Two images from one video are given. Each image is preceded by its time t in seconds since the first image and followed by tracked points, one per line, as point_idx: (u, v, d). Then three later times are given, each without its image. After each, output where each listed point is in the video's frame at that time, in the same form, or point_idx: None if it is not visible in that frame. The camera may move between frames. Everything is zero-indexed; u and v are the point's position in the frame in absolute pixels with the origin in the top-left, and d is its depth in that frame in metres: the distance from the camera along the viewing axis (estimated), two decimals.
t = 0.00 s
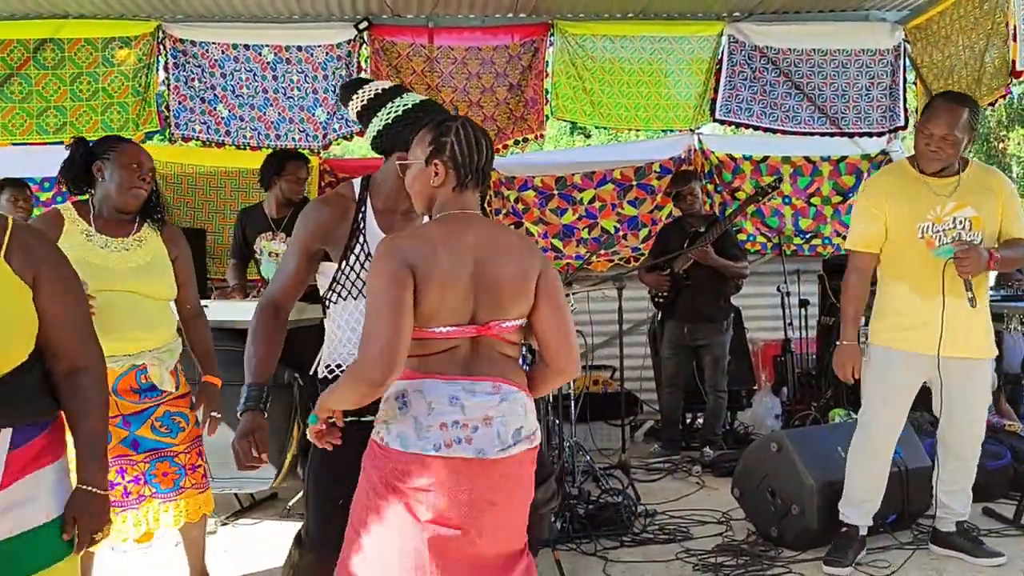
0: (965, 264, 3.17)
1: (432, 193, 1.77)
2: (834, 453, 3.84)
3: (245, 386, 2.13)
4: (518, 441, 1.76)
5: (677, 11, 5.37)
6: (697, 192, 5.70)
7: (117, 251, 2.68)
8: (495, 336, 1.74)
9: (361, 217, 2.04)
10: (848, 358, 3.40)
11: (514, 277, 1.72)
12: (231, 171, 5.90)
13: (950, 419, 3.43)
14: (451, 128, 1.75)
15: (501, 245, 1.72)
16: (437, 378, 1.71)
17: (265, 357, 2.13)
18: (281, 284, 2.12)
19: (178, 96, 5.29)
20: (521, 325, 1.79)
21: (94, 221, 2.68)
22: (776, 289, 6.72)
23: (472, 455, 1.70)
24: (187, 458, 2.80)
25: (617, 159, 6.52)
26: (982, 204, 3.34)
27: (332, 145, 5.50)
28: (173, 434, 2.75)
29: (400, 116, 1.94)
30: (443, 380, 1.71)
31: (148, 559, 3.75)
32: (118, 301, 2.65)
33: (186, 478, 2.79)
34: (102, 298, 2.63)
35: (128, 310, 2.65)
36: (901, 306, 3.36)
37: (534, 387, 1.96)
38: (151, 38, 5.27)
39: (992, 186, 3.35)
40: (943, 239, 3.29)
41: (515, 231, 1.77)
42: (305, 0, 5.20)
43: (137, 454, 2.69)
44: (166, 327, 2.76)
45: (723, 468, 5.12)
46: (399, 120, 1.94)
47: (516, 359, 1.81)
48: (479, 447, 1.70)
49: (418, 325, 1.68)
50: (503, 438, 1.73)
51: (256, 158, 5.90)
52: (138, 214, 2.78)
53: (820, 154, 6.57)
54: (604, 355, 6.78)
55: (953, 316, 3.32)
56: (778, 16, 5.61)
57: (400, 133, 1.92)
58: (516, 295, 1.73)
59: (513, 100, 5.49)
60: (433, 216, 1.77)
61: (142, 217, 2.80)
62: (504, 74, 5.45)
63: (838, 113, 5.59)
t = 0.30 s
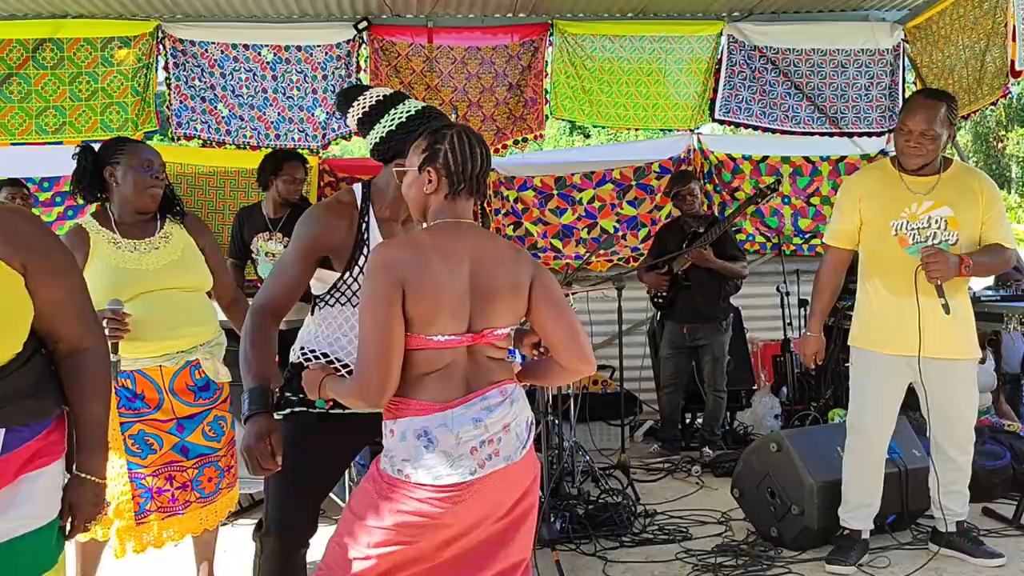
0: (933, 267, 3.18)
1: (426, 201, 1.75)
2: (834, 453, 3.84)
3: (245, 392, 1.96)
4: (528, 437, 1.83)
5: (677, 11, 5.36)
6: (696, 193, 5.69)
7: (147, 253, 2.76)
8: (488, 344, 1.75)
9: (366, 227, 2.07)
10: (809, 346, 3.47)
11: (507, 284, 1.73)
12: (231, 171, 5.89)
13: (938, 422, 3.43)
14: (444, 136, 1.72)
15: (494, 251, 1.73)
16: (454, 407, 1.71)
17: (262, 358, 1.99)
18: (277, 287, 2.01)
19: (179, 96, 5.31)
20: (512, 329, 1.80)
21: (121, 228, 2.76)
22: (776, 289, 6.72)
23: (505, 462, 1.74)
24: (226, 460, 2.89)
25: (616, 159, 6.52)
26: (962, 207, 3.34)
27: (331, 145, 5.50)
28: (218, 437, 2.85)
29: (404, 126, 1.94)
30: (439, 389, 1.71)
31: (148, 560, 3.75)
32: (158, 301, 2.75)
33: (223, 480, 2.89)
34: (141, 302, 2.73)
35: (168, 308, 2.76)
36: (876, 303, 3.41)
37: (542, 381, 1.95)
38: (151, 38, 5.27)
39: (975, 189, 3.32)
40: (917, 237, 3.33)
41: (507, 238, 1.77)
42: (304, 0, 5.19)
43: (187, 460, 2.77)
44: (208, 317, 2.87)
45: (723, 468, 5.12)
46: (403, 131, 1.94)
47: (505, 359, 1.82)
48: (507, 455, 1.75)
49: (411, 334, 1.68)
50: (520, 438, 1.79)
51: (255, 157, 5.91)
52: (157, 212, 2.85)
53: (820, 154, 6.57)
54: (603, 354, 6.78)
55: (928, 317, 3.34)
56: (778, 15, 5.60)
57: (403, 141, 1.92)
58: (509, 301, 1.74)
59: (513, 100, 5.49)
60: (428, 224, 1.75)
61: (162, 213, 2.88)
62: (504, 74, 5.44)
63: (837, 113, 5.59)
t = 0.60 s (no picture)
0: (925, 264, 3.19)
1: (430, 205, 1.76)
2: (833, 452, 3.84)
3: (246, 380, 2.05)
4: (484, 459, 1.72)
5: (677, 11, 5.36)
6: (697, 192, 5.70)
7: (145, 254, 2.76)
8: (484, 347, 1.73)
9: (364, 226, 2.07)
10: (827, 350, 3.34)
11: (509, 287, 1.71)
12: (231, 171, 5.89)
13: (930, 421, 3.46)
14: (444, 140, 1.74)
15: (496, 253, 1.71)
16: (406, 386, 1.72)
17: (262, 350, 2.05)
18: (276, 276, 2.05)
19: (179, 95, 5.33)
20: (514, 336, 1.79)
21: (120, 229, 2.78)
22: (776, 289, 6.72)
23: (435, 467, 1.69)
24: (229, 460, 2.87)
25: (616, 159, 6.52)
26: (946, 203, 3.38)
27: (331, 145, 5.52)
28: (218, 436, 2.84)
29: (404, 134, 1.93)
30: (428, 382, 1.72)
31: (148, 560, 3.75)
32: (154, 303, 2.75)
33: (227, 479, 2.86)
34: (136, 303, 2.73)
35: (164, 309, 2.76)
36: (863, 302, 3.39)
37: (531, 395, 1.98)
38: (150, 38, 5.26)
39: (952, 184, 3.40)
40: (907, 237, 3.34)
41: (512, 241, 1.76)
42: None
43: (183, 456, 2.78)
44: (208, 319, 2.85)
45: (723, 469, 5.12)
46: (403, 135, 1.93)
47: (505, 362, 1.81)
48: (440, 461, 1.69)
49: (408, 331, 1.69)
50: (468, 453, 1.71)
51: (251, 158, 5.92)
52: (159, 211, 2.85)
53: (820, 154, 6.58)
54: (603, 355, 6.78)
55: (912, 315, 3.35)
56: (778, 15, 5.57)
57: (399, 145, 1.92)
58: (509, 305, 1.72)
59: (512, 100, 5.49)
60: (430, 226, 1.76)
61: (165, 212, 2.88)
62: (504, 74, 5.44)
63: (837, 113, 5.61)
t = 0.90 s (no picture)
0: (960, 268, 3.18)
1: (432, 202, 1.76)
2: (834, 453, 3.84)
3: (244, 387, 2.11)
4: (533, 436, 1.83)
5: (677, 11, 5.36)
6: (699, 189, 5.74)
7: (122, 255, 2.68)
8: (486, 342, 1.73)
9: (366, 229, 2.09)
10: (846, 340, 3.20)
11: (507, 283, 1.72)
12: (231, 171, 5.88)
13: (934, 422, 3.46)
14: (448, 136, 1.74)
15: (496, 251, 1.72)
16: (460, 404, 1.72)
17: (259, 355, 2.12)
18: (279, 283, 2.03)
19: (179, 95, 5.32)
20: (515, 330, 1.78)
21: (103, 223, 2.70)
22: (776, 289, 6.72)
23: (510, 461, 1.75)
24: (189, 467, 2.77)
25: (616, 159, 6.52)
26: (963, 203, 3.38)
27: (332, 144, 5.51)
28: (178, 442, 2.74)
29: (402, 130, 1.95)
30: (432, 383, 1.72)
31: (148, 560, 3.75)
32: (120, 304, 2.66)
33: (186, 487, 2.75)
34: (101, 302, 2.64)
35: (130, 313, 2.66)
36: (882, 303, 3.39)
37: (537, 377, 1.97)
38: (151, 38, 5.26)
39: (969, 186, 3.40)
40: (927, 238, 3.33)
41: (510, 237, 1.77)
42: None
43: (139, 460, 2.67)
44: (174, 325, 2.77)
45: (723, 468, 5.12)
46: (405, 136, 1.94)
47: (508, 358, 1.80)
48: (513, 454, 1.76)
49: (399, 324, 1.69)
50: (526, 436, 1.80)
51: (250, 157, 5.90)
52: (148, 211, 2.79)
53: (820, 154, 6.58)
54: (604, 355, 6.78)
55: (940, 316, 3.36)
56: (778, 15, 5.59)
57: (400, 143, 1.94)
58: (508, 300, 1.72)
59: (513, 100, 5.49)
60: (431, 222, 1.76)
61: (153, 214, 2.81)
62: (505, 74, 5.44)
63: (837, 113, 5.59)
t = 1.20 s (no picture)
0: (973, 267, 3.17)
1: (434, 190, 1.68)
2: (845, 450, 3.84)
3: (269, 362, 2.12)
4: (495, 448, 1.59)
5: (686, 8, 5.36)
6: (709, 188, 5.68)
7: (129, 257, 2.68)
8: (494, 328, 1.62)
9: (370, 213, 2.09)
10: (867, 358, 3.38)
11: (515, 273, 1.63)
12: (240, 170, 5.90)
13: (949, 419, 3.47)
14: (449, 126, 1.67)
15: (504, 239, 1.63)
16: (428, 365, 1.58)
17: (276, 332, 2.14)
18: (284, 264, 2.06)
19: (189, 94, 5.33)
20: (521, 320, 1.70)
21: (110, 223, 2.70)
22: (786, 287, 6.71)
23: (451, 449, 1.55)
24: (182, 466, 2.77)
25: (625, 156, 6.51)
26: (991, 207, 3.35)
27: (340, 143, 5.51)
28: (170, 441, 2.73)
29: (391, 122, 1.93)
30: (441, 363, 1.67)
31: (160, 558, 3.77)
32: (118, 305, 2.65)
33: (180, 486, 2.76)
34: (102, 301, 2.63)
35: (127, 316, 2.65)
36: (906, 304, 3.38)
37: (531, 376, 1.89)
38: (160, 37, 5.28)
39: (999, 186, 3.37)
40: (950, 239, 3.32)
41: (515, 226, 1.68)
42: None
43: (132, 459, 2.67)
44: (172, 329, 2.77)
45: (733, 466, 5.12)
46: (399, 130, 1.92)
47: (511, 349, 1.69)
48: (456, 445, 1.56)
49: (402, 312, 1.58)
50: (484, 440, 1.58)
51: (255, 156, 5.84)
52: (153, 217, 2.81)
53: (830, 151, 6.52)
54: (612, 352, 6.79)
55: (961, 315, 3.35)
56: (787, 12, 5.59)
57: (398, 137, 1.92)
58: (516, 289, 1.63)
59: (521, 98, 5.49)
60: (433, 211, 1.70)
61: (158, 220, 2.83)
62: (513, 72, 5.45)
63: (846, 110, 5.58)
